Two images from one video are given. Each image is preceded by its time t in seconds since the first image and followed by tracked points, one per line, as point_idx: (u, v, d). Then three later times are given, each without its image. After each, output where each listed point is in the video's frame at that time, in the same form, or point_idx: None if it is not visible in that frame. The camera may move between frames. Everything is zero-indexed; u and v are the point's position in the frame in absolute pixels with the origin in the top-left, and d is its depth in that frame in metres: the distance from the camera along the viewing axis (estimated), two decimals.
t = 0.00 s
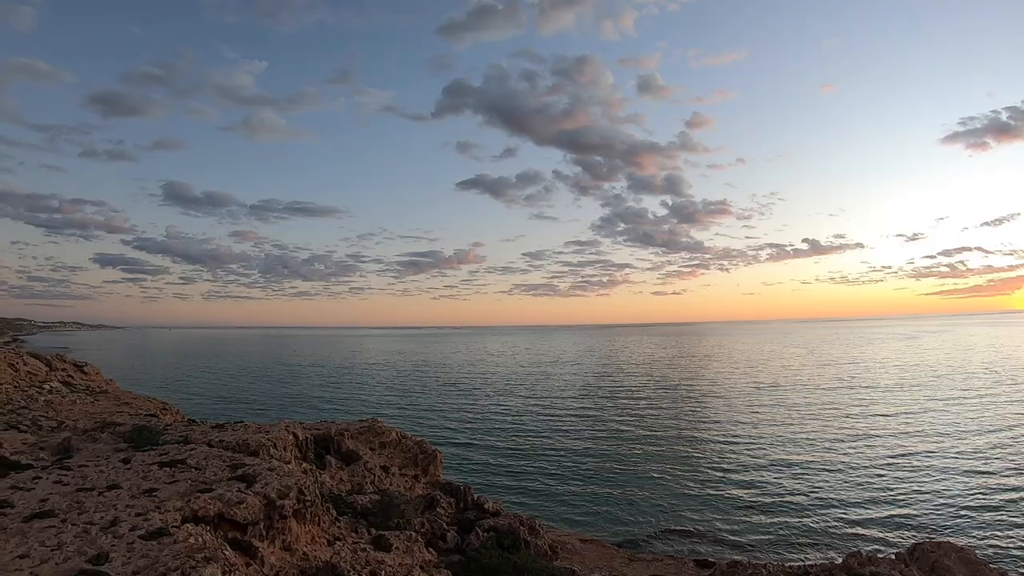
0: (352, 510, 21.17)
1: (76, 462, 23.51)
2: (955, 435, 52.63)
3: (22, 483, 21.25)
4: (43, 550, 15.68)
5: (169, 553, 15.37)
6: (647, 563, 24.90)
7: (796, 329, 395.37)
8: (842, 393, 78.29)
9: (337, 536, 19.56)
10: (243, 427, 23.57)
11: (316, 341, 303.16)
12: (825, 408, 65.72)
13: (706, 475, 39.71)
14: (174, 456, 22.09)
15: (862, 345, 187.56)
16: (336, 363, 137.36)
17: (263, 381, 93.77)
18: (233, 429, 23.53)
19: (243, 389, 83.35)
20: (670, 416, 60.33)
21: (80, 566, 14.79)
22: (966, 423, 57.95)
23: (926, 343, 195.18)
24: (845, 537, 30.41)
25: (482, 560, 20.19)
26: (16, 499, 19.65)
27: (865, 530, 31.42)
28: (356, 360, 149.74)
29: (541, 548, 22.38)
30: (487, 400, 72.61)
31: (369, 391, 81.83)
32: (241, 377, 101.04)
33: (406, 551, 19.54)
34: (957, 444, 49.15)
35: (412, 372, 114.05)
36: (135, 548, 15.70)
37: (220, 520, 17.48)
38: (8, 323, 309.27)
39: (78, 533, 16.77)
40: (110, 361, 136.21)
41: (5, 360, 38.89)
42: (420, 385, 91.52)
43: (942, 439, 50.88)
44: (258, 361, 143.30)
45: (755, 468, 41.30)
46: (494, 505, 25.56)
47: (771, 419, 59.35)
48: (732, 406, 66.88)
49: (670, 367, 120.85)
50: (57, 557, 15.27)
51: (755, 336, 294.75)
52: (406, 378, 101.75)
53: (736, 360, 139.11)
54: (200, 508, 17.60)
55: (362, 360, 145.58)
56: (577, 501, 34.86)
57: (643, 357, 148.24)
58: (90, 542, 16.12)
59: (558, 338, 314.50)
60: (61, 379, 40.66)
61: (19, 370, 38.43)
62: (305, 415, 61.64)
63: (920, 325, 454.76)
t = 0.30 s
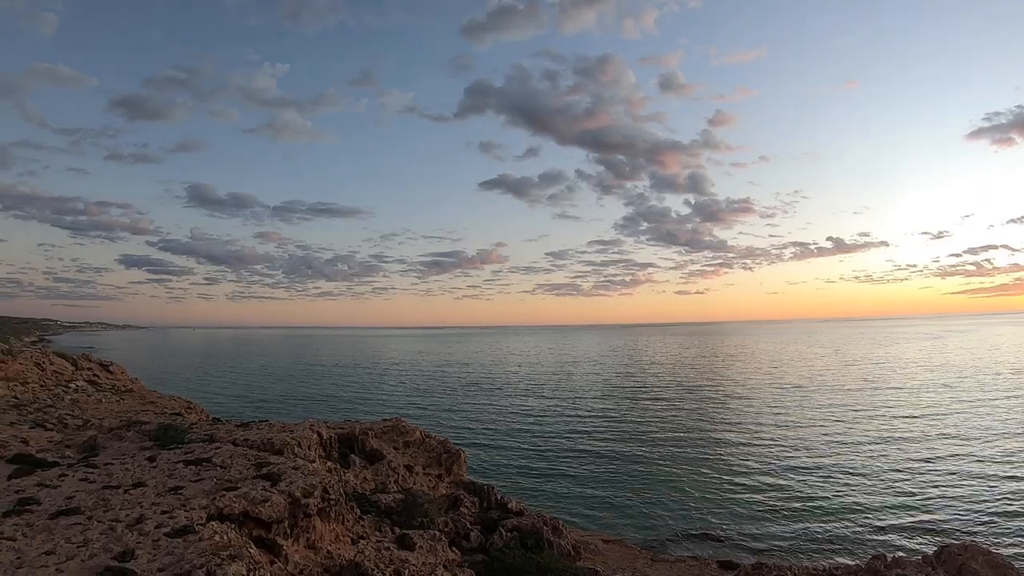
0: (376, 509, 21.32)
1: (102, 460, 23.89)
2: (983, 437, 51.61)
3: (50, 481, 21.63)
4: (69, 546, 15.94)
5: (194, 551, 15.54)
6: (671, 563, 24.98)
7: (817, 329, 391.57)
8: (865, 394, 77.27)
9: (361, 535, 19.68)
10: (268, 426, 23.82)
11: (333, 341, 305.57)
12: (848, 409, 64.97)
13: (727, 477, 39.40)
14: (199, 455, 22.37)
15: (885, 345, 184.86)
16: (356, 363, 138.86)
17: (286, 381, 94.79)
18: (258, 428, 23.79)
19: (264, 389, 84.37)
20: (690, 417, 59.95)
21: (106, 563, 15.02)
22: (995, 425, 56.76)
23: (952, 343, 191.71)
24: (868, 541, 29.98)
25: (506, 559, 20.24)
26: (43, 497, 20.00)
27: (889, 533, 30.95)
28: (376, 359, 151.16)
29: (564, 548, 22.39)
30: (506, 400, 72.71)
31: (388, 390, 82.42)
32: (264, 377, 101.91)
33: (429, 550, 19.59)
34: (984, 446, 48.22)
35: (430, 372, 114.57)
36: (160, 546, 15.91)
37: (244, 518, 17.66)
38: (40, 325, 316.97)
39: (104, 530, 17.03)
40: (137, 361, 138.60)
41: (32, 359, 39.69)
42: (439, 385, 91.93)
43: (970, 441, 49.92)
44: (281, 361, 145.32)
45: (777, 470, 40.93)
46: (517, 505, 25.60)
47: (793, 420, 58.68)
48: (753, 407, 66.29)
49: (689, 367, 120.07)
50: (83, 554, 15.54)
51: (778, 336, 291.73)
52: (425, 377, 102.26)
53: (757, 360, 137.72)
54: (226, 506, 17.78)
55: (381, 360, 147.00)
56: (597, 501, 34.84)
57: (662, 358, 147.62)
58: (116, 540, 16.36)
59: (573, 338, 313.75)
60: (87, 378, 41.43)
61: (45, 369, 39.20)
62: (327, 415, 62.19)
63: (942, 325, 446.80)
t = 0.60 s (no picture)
0: (394, 507, 21.49)
1: (121, 457, 24.19)
2: (1005, 439, 50.76)
3: (70, 478, 21.95)
4: (88, 543, 16.17)
5: (214, 548, 15.71)
6: (687, 564, 25.03)
7: (833, 329, 388.08)
8: (882, 394, 76.50)
9: (379, 533, 19.81)
10: (287, 424, 24.04)
11: (347, 340, 307.54)
12: (865, 410, 64.39)
13: (742, 478, 39.22)
14: (218, 452, 22.61)
15: (904, 346, 182.90)
16: (372, 362, 139.51)
17: (303, 381, 93.08)
18: (277, 426, 24.06)
19: (278, 387, 85.17)
20: (706, 417, 59.56)
21: (126, 559, 15.23)
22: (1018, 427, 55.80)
23: (971, 343, 189.39)
24: (884, 544, 29.64)
25: (524, 558, 20.30)
26: (64, 493, 20.31)
27: (906, 536, 30.55)
28: (391, 359, 151.91)
29: (582, 548, 22.41)
30: (521, 399, 72.78)
31: (402, 389, 82.88)
32: (281, 377, 99.97)
33: (447, 549, 19.66)
34: (1006, 448, 47.42)
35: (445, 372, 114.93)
36: (180, 542, 16.11)
37: (263, 515, 17.83)
38: (60, 323, 322.74)
39: (124, 527, 17.28)
40: (156, 359, 140.61)
41: (52, 358, 40.35)
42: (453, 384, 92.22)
43: (991, 443, 49.15)
44: (298, 360, 146.54)
45: (792, 471, 40.68)
46: (535, 505, 25.67)
47: (810, 421, 58.17)
48: (769, 408, 65.75)
49: (704, 367, 119.45)
50: (103, 550, 15.76)
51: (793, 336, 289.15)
52: (439, 376, 102.56)
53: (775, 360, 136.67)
54: (246, 503, 17.98)
55: (396, 359, 147.63)
56: (614, 501, 34.81)
57: (677, 357, 146.91)
58: (135, 536, 16.60)
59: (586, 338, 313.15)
60: (106, 376, 41.99)
61: (65, 367, 39.77)
62: (341, 413, 62.74)
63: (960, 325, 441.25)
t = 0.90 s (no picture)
0: (405, 507, 21.58)
1: (132, 455, 24.40)
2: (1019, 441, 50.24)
3: (81, 475, 22.15)
4: (100, 541, 16.32)
5: (226, 547, 15.83)
6: (697, 564, 25.02)
7: (843, 330, 385.89)
8: (894, 396, 75.97)
9: (390, 532, 19.90)
10: (298, 424, 24.17)
11: (356, 339, 308.44)
12: (875, 412, 63.98)
13: (751, 479, 39.11)
14: (229, 451, 22.78)
15: (918, 347, 181.65)
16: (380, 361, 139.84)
17: (311, 381, 92.75)
18: (288, 425, 24.20)
19: (287, 386, 85.56)
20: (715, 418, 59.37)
21: (139, 557, 15.36)
22: None
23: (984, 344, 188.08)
24: (894, 546, 29.44)
25: (535, 558, 20.35)
26: (75, 491, 20.49)
27: (916, 539, 30.36)
28: (399, 358, 152.30)
29: (592, 548, 22.45)
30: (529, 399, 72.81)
31: (411, 389, 83.14)
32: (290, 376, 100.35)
33: (458, 549, 19.72)
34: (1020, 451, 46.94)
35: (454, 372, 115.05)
36: (192, 541, 16.24)
37: (275, 514, 17.96)
38: (72, 322, 325.58)
39: (136, 525, 17.43)
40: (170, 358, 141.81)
41: (64, 356, 40.69)
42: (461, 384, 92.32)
43: (1005, 445, 48.65)
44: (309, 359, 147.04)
45: (801, 473, 40.50)
46: (545, 504, 25.73)
47: (820, 422, 57.87)
48: (779, 409, 65.48)
49: (714, 367, 118.97)
50: (115, 548, 15.91)
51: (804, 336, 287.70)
52: (448, 376, 102.67)
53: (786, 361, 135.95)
54: (257, 502, 18.11)
55: (405, 359, 147.96)
56: (622, 501, 34.81)
57: (688, 358, 146.48)
58: (147, 535, 16.74)
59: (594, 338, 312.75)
60: (117, 374, 42.30)
61: (76, 366, 40.10)
62: (350, 412, 62.97)
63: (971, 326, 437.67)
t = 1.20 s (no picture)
0: (418, 506, 21.67)
1: (146, 454, 24.64)
2: None
3: (96, 474, 22.38)
4: (116, 539, 16.51)
5: (241, 545, 15.97)
6: (709, 566, 24.98)
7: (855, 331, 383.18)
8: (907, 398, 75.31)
9: (403, 532, 20.00)
10: (311, 423, 24.31)
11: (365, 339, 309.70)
12: (889, 414, 63.45)
13: (761, 481, 38.91)
14: (243, 450, 22.98)
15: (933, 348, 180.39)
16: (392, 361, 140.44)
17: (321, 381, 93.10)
18: (301, 424, 24.37)
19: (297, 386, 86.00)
20: (727, 420, 59.06)
21: (154, 555, 15.52)
22: None
23: (999, 345, 186.24)
24: (905, 549, 29.20)
25: (548, 558, 20.39)
26: (90, 489, 20.71)
27: (929, 542, 30.12)
28: (409, 358, 152.87)
29: (604, 548, 22.47)
30: (539, 399, 72.90)
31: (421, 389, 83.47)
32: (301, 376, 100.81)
33: (470, 548, 19.79)
34: None
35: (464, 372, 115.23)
36: (207, 539, 16.39)
37: (289, 513, 18.09)
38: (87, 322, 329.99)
39: (150, 523, 17.61)
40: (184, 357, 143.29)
41: (77, 355, 41.10)
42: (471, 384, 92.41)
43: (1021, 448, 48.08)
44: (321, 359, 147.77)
45: (813, 475, 40.30)
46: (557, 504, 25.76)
47: (832, 424, 57.47)
48: (791, 411, 65.09)
49: (726, 368, 118.37)
50: (130, 546, 16.09)
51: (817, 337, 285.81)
52: (458, 376, 102.92)
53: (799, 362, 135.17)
54: (272, 501, 18.26)
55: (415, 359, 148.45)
56: (632, 502, 34.76)
57: (700, 359, 145.89)
58: (162, 532, 16.91)
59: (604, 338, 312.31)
60: (130, 373, 42.68)
61: (89, 365, 40.47)
62: (361, 412, 63.23)
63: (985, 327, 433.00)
